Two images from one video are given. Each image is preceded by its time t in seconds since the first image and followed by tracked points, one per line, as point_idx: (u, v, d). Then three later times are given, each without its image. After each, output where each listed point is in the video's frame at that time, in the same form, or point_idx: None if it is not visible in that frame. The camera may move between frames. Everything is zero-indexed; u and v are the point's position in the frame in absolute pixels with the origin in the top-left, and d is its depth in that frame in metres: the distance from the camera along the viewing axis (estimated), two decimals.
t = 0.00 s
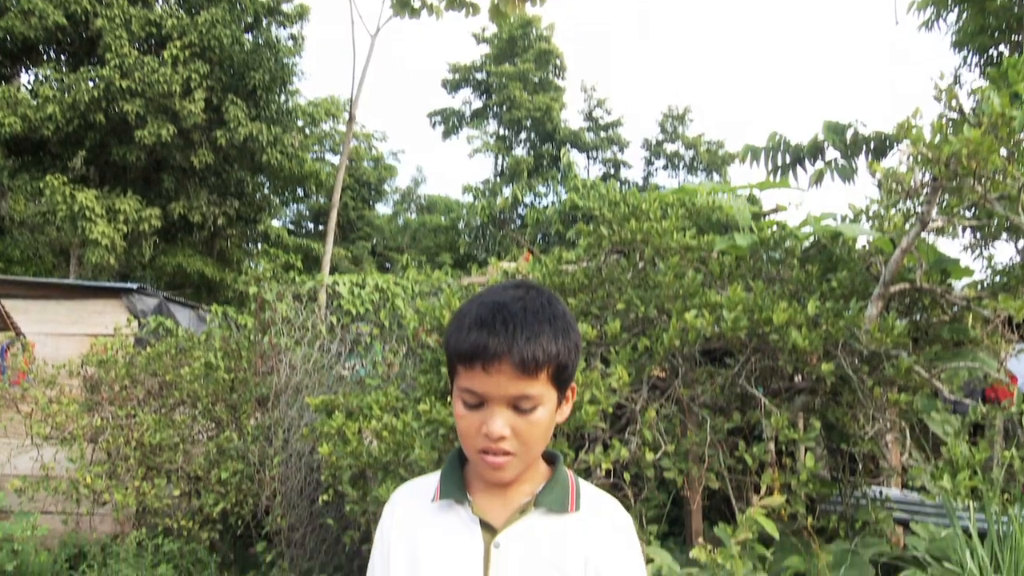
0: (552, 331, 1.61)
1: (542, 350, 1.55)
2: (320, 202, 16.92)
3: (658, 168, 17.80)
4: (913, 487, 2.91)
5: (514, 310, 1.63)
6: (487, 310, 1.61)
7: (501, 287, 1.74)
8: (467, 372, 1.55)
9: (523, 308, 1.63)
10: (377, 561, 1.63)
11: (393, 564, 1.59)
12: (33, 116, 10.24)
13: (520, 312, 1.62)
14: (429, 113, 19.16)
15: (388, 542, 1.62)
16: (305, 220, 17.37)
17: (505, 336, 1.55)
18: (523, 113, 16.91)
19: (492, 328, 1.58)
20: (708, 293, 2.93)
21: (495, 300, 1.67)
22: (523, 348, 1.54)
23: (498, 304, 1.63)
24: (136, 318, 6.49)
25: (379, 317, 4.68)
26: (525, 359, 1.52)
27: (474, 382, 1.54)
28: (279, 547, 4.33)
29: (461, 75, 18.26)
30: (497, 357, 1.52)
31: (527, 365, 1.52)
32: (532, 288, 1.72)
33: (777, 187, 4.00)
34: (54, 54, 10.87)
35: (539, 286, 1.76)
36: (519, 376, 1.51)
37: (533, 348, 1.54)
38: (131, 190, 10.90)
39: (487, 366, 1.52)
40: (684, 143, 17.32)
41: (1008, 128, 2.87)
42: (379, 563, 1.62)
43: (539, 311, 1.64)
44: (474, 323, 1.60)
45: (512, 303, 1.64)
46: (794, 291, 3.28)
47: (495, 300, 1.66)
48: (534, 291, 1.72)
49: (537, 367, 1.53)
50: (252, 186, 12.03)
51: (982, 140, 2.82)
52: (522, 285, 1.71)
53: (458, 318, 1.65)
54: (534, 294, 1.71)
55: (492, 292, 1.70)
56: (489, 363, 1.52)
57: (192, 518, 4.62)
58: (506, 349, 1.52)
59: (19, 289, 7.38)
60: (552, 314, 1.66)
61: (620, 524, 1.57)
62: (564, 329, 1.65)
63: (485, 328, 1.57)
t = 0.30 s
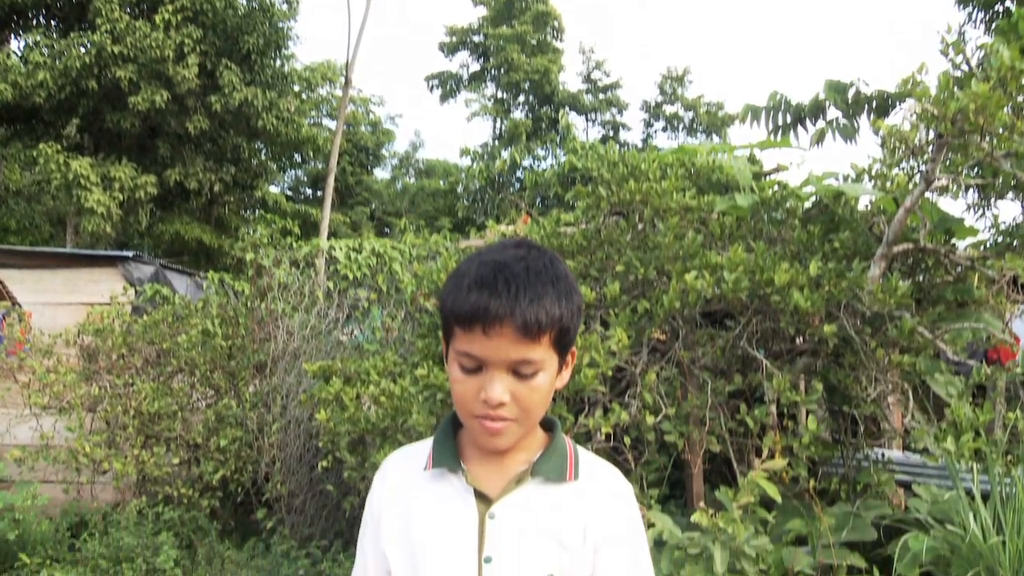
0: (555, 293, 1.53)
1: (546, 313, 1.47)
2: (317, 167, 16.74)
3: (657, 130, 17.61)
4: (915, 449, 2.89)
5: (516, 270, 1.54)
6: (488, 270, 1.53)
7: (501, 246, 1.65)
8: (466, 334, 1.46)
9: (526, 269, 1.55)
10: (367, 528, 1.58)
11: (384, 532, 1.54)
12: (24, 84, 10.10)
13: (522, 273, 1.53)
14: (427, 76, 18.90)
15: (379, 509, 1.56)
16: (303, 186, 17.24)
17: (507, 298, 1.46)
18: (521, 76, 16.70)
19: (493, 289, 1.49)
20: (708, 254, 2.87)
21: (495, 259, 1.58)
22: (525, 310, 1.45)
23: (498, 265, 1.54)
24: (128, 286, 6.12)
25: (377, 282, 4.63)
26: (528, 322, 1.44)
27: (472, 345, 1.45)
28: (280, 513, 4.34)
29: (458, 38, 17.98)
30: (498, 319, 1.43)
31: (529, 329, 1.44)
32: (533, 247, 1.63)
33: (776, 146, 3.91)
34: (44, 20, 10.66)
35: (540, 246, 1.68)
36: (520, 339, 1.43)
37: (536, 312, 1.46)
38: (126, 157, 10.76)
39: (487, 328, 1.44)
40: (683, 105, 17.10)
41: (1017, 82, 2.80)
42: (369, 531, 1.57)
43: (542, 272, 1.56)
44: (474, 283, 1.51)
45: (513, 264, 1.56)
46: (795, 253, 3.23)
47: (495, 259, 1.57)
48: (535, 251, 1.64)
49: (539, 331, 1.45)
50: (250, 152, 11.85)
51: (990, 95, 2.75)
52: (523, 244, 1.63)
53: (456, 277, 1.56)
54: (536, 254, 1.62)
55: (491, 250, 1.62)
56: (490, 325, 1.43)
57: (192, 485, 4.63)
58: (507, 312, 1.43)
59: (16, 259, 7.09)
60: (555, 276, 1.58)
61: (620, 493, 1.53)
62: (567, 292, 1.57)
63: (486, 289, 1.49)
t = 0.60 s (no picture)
0: (555, 257, 1.46)
1: (547, 277, 1.40)
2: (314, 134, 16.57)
3: (656, 96, 17.37)
4: (916, 413, 2.86)
5: (515, 232, 1.47)
6: (487, 232, 1.46)
7: (497, 207, 1.58)
8: (462, 298, 1.38)
9: (526, 231, 1.48)
10: (355, 498, 1.52)
11: (373, 503, 1.48)
12: (14, 52, 9.94)
13: (522, 236, 1.47)
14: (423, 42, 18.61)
15: (367, 478, 1.50)
16: (300, 155, 17.08)
17: (508, 261, 1.39)
18: (518, 42, 16.44)
19: (491, 252, 1.42)
20: (708, 217, 2.82)
21: (494, 221, 1.51)
22: (526, 274, 1.38)
23: (497, 227, 1.47)
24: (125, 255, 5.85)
25: (374, 250, 4.58)
26: (528, 286, 1.37)
27: (469, 309, 1.37)
28: (278, 483, 4.35)
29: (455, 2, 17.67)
30: (498, 282, 1.36)
31: (530, 293, 1.37)
32: (532, 210, 1.57)
33: (776, 108, 3.84)
34: None
35: (538, 209, 1.62)
36: (520, 304, 1.36)
37: (536, 275, 1.39)
38: (120, 127, 10.63)
39: (485, 292, 1.36)
40: (683, 70, 16.85)
41: None
42: (358, 502, 1.51)
43: (541, 235, 1.49)
44: (471, 246, 1.43)
45: (513, 226, 1.49)
46: (796, 216, 3.17)
47: (493, 220, 1.50)
48: (533, 213, 1.57)
49: (540, 296, 1.38)
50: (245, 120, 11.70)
51: (998, 52, 2.68)
52: (521, 205, 1.56)
53: (452, 239, 1.49)
54: (535, 217, 1.56)
55: (488, 211, 1.55)
56: (489, 289, 1.36)
57: (191, 456, 4.61)
58: (508, 275, 1.36)
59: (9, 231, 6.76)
60: (555, 240, 1.51)
61: (618, 462, 1.45)
62: (567, 257, 1.51)
63: (484, 252, 1.41)
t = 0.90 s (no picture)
0: (555, 220, 1.35)
1: (547, 241, 1.29)
2: (311, 103, 16.37)
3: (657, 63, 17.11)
4: (918, 380, 2.84)
5: (512, 193, 1.36)
6: (483, 193, 1.34)
7: (491, 165, 1.46)
8: (457, 262, 1.27)
9: (523, 192, 1.37)
10: (343, 470, 1.43)
11: (362, 476, 1.39)
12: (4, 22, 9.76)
13: (521, 197, 1.35)
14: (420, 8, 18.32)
15: (357, 450, 1.40)
16: (298, 124, 16.91)
17: (506, 223, 1.28)
18: (517, 8, 16.16)
19: (488, 214, 1.31)
20: (708, 182, 2.77)
21: (489, 181, 1.39)
22: (524, 237, 1.27)
23: (493, 188, 1.35)
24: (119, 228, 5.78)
25: (371, 219, 4.53)
26: (528, 250, 1.26)
27: (464, 274, 1.26)
28: (277, 454, 4.34)
29: None
30: (495, 245, 1.25)
31: (529, 257, 1.26)
32: (529, 168, 1.45)
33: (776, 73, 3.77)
34: None
35: (534, 169, 1.50)
36: (519, 269, 1.25)
37: (535, 239, 1.28)
38: (114, 98, 10.49)
39: (481, 256, 1.25)
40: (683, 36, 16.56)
41: None
42: (346, 473, 1.42)
43: (540, 196, 1.38)
44: (466, 206, 1.32)
45: (509, 187, 1.37)
46: (798, 181, 3.11)
47: (488, 180, 1.38)
48: (529, 173, 1.46)
49: (540, 260, 1.27)
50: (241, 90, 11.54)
51: (1008, 9, 2.61)
52: (518, 165, 1.44)
53: (443, 200, 1.37)
54: (532, 176, 1.44)
55: (482, 169, 1.43)
56: (486, 253, 1.25)
57: (190, 428, 4.61)
58: (506, 237, 1.25)
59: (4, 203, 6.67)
60: (554, 201, 1.40)
61: (620, 432, 1.33)
62: (567, 220, 1.40)
63: (480, 213, 1.30)
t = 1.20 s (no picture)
0: (553, 179, 1.22)
1: (545, 202, 1.17)
2: (308, 71, 16.18)
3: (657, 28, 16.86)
4: (921, 346, 2.81)
5: (507, 150, 1.23)
6: (476, 150, 1.21)
7: (480, 122, 1.32)
8: (450, 225, 1.13)
9: (519, 149, 1.23)
10: (329, 440, 1.29)
11: (350, 447, 1.25)
12: None
13: (516, 154, 1.22)
14: None
15: (344, 419, 1.27)
16: (295, 93, 16.72)
17: (502, 181, 1.15)
18: None
19: (481, 173, 1.17)
20: (708, 145, 2.72)
21: (481, 138, 1.25)
22: (522, 196, 1.14)
23: (486, 147, 1.22)
24: (114, 199, 5.72)
25: (367, 186, 4.47)
26: (526, 210, 1.13)
27: (458, 237, 1.12)
28: (276, 423, 4.34)
29: None
30: (491, 205, 1.11)
31: (527, 218, 1.13)
32: (522, 124, 1.32)
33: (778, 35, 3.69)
34: None
35: (526, 125, 1.37)
36: (517, 230, 1.12)
37: (533, 198, 1.15)
38: (107, 67, 10.34)
39: (476, 216, 1.12)
40: None
41: None
42: (332, 446, 1.28)
43: (536, 153, 1.25)
44: (459, 165, 1.18)
45: (503, 144, 1.24)
46: (800, 144, 3.04)
47: (481, 137, 1.25)
48: (522, 130, 1.32)
49: (538, 221, 1.15)
50: (237, 59, 11.38)
51: None
52: (511, 121, 1.31)
53: (433, 159, 1.23)
54: (526, 133, 1.31)
55: (472, 126, 1.30)
56: (481, 213, 1.12)
57: (188, 398, 4.60)
58: (503, 197, 1.12)
59: None
60: (551, 158, 1.27)
61: (618, 399, 1.22)
62: (564, 179, 1.27)
63: (474, 173, 1.16)
